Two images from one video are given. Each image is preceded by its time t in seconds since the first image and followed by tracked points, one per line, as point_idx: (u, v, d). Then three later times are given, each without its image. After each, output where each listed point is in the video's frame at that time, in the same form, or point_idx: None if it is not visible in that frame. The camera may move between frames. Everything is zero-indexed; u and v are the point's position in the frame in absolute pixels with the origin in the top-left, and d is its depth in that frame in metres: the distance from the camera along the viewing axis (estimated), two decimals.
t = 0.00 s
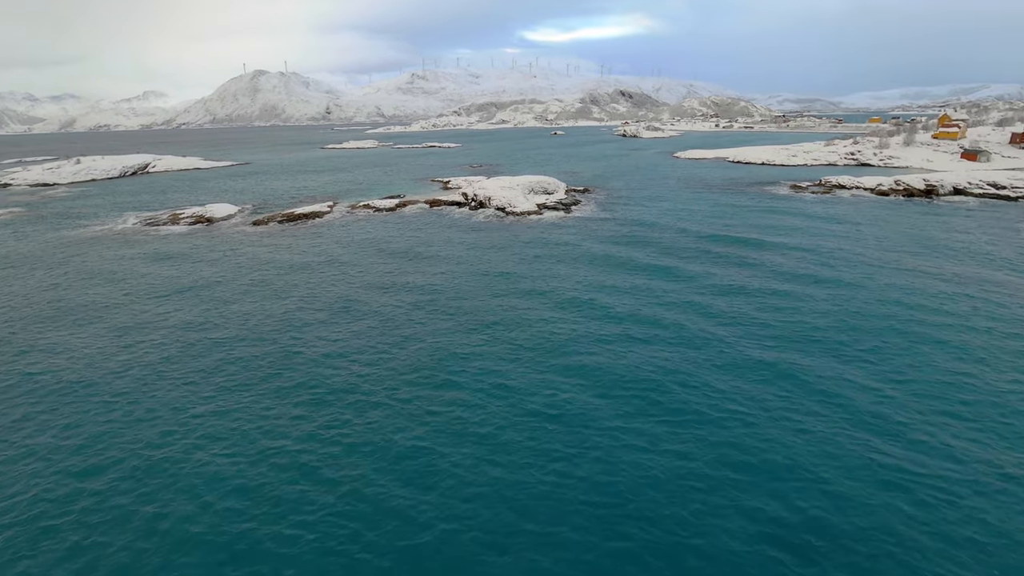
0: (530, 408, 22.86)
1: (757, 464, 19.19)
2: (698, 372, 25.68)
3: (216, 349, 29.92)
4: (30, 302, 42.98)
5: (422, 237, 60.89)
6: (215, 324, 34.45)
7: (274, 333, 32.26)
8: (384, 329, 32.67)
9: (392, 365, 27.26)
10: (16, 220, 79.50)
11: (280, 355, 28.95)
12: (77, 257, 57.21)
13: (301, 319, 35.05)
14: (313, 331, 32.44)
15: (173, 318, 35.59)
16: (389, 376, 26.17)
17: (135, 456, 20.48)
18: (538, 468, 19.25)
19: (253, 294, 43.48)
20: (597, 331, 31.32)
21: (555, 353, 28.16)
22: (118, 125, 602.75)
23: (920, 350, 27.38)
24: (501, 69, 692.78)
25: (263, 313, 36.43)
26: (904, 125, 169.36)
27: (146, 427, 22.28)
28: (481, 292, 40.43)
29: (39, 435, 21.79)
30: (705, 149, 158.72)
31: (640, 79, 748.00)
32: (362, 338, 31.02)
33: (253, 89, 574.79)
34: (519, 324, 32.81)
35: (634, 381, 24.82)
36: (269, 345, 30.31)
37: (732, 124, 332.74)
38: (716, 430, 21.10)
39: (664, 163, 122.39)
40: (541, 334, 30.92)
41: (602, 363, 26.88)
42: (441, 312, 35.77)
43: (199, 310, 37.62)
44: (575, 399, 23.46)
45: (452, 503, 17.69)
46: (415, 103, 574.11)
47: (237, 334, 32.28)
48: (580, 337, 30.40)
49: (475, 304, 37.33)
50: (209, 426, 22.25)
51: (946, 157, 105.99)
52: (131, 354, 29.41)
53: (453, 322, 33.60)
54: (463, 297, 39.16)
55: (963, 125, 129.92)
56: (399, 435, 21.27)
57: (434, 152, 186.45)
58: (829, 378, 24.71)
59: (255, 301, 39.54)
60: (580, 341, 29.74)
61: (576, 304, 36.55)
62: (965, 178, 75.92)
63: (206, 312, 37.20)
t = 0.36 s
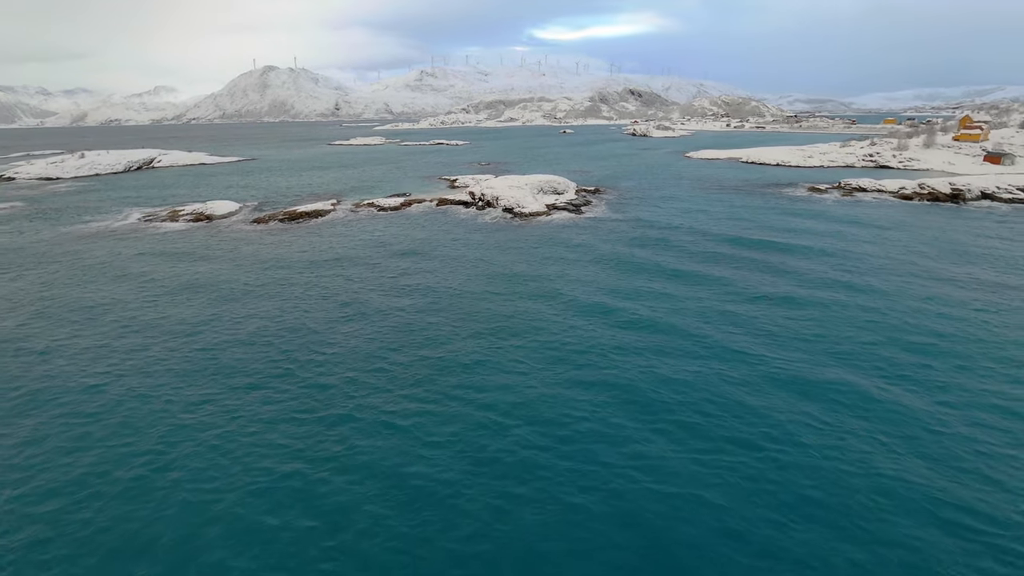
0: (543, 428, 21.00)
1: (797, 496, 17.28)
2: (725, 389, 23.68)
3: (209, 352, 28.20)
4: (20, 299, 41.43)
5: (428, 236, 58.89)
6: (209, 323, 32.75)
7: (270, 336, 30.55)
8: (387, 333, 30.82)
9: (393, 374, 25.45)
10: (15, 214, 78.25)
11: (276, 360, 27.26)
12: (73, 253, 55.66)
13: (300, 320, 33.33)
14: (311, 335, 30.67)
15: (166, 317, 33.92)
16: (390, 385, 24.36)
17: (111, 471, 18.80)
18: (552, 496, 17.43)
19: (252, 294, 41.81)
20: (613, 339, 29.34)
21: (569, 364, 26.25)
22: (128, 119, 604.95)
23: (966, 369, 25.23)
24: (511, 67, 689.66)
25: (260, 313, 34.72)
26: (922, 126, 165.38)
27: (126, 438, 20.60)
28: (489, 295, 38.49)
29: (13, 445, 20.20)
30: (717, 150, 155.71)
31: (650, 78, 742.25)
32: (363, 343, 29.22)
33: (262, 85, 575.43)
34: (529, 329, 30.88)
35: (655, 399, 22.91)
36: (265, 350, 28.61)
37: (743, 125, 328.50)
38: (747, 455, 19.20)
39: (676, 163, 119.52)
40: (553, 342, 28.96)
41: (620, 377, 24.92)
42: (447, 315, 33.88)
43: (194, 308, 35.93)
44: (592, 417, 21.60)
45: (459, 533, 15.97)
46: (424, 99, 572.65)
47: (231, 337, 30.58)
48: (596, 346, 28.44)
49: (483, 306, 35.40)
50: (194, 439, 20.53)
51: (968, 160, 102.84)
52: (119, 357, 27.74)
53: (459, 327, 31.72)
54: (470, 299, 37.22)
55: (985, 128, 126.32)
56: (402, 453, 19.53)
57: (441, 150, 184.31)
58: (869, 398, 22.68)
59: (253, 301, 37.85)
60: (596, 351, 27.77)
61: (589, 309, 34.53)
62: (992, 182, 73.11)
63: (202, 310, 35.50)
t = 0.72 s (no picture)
0: (554, 461, 19.09)
1: (837, 547, 15.47)
2: (753, 418, 21.67)
3: (196, 365, 26.42)
4: (7, 301, 39.81)
5: (432, 238, 56.79)
6: (198, 331, 30.94)
7: (262, 347, 28.68)
8: (385, 344, 28.87)
9: (391, 393, 23.55)
10: (11, 211, 76.68)
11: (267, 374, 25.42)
12: (65, 251, 53.93)
13: (294, 328, 31.44)
14: (306, 345, 28.91)
15: (154, 322, 32.16)
16: (387, 406, 22.49)
17: (80, 506, 17.07)
18: (565, 545, 15.58)
19: (248, 298, 39.98)
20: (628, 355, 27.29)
21: (580, 385, 24.27)
22: (137, 114, 605.62)
23: (1016, 398, 23.08)
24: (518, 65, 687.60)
25: (253, 319, 32.91)
26: (940, 127, 161.37)
27: (99, 466, 18.85)
28: (494, 302, 36.39)
29: None
30: (727, 150, 152.74)
31: (659, 76, 736.58)
32: (360, 356, 27.31)
33: (270, 81, 574.74)
34: (537, 343, 28.85)
35: (673, 425, 21.13)
36: (256, 361, 26.76)
37: (753, 125, 324.29)
38: (781, 498, 17.27)
39: (686, 164, 116.68)
40: (563, 358, 26.94)
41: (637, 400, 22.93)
42: (450, 324, 31.84)
43: (184, 313, 34.11)
44: (605, 446, 19.86)
45: None
46: (431, 96, 570.23)
47: (221, 346, 28.79)
48: (610, 363, 26.38)
49: (488, 315, 33.34)
50: (173, 467, 18.76)
51: (989, 163, 99.78)
52: (101, 365, 26.16)
53: (463, 338, 29.72)
54: (474, 307, 35.15)
55: (1006, 129, 122.84)
56: (397, 485, 17.87)
57: (447, 148, 182.09)
58: (912, 430, 20.60)
59: (246, 306, 36.03)
60: (609, 369, 25.74)
61: (601, 319, 32.40)
62: (1017, 187, 70.41)
63: (192, 315, 33.73)
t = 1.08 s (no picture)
0: (567, 504, 17.11)
1: None
2: (785, 456, 19.53)
3: (175, 378, 24.34)
4: None
5: (435, 240, 54.62)
6: (180, 339, 28.86)
7: (248, 358, 26.54)
8: (382, 357, 26.74)
9: (386, 417, 21.52)
10: (7, 206, 75.16)
11: (251, 390, 23.34)
12: (53, 250, 51.92)
13: (285, 338, 29.31)
14: (299, 352, 27.28)
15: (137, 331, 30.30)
16: (382, 430, 20.61)
17: (35, 551, 15.22)
18: None
19: (239, 303, 37.65)
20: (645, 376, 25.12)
21: (592, 408, 22.33)
22: (144, 108, 605.76)
23: None
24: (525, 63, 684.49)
25: (240, 328, 30.80)
26: (955, 129, 158.01)
27: (59, 501, 16.94)
28: (499, 310, 34.15)
29: None
30: (738, 150, 149.86)
31: (667, 74, 730.76)
32: (355, 368, 25.41)
33: (276, 76, 573.51)
34: (545, 360, 26.70)
35: (692, 456, 19.47)
36: (239, 375, 24.71)
37: (762, 125, 320.47)
38: (813, 547, 15.63)
39: (696, 164, 114.02)
40: (574, 377, 24.85)
41: (657, 431, 20.89)
42: (452, 336, 29.70)
43: (167, 318, 32.15)
44: (617, 480, 18.25)
45: None
46: (437, 93, 567.59)
47: (202, 356, 26.67)
48: (625, 384, 24.26)
49: (493, 326, 31.16)
50: (141, 506, 16.83)
51: (1010, 167, 96.96)
52: (80, 373, 24.61)
53: (466, 352, 27.54)
54: (478, 316, 32.96)
55: None
56: (389, 522, 16.30)
57: (452, 145, 179.82)
58: (953, 469, 18.89)
59: (237, 310, 34.15)
60: (625, 391, 23.64)
61: (614, 332, 30.24)
62: None
63: (175, 322, 31.67)
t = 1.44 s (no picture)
0: (575, 559, 15.21)
1: None
2: (824, 507, 17.38)
3: (149, 402, 22.29)
4: None
5: (435, 243, 52.34)
6: (160, 355, 26.86)
7: (230, 376, 24.46)
8: (374, 375, 24.60)
9: (377, 450, 19.43)
10: None
11: (231, 416, 21.29)
12: (39, 248, 49.83)
13: (271, 351, 27.29)
14: (287, 367, 25.53)
15: (114, 344, 28.31)
16: (370, 460, 18.88)
17: None
18: None
19: (226, 306, 35.59)
20: (661, 402, 22.97)
21: (599, 437, 20.56)
22: (148, 102, 604.79)
23: None
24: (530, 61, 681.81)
25: (225, 339, 28.75)
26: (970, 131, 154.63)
27: (4, 554, 15.03)
28: (502, 320, 31.91)
29: None
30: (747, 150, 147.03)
31: (673, 73, 725.64)
32: (345, 386, 23.65)
33: (281, 71, 571.59)
34: (552, 381, 24.53)
35: (710, 497, 17.71)
36: (219, 398, 22.63)
37: (770, 125, 316.95)
38: None
39: (706, 165, 111.31)
40: (581, 399, 23.05)
41: (675, 470, 18.84)
42: (451, 350, 27.52)
43: (149, 331, 30.11)
44: (628, 525, 16.49)
45: None
46: (441, 89, 565.18)
47: (181, 375, 24.62)
48: (641, 414, 22.07)
49: (496, 340, 28.98)
50: (100, 550, 15.18)
51: None
52: (51, 392, 22.99)
53: (466, 369, 25.39)
54: (480, 327, 30.76)
55: None
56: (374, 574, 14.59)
57: (456, 143, 177.43)
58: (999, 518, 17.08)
59: (225, 317, 32.44)
60: (638, 419, 21.71)
61: (625, 349, 28.09)
62: None
63: (157, 334, 29.65)
